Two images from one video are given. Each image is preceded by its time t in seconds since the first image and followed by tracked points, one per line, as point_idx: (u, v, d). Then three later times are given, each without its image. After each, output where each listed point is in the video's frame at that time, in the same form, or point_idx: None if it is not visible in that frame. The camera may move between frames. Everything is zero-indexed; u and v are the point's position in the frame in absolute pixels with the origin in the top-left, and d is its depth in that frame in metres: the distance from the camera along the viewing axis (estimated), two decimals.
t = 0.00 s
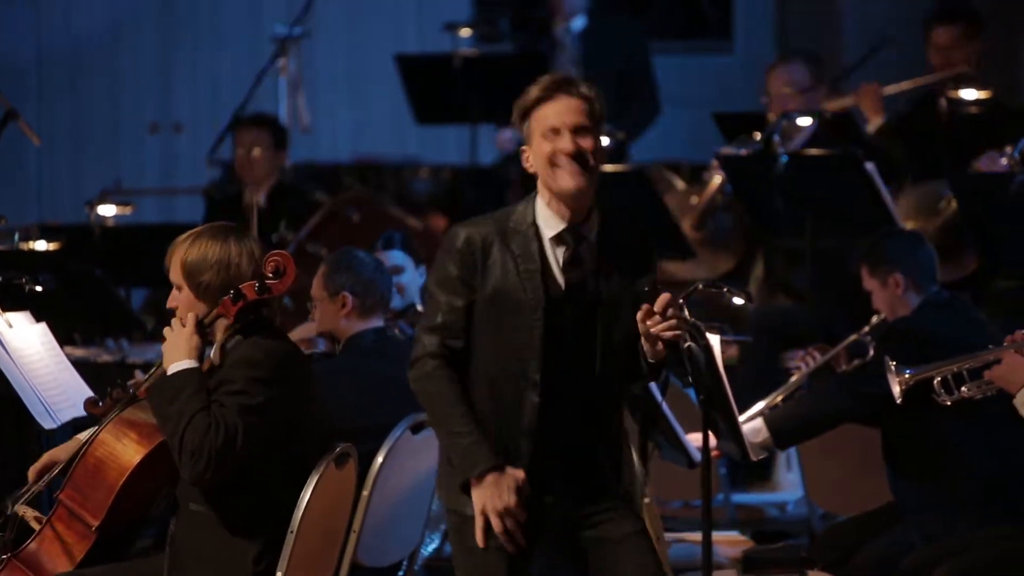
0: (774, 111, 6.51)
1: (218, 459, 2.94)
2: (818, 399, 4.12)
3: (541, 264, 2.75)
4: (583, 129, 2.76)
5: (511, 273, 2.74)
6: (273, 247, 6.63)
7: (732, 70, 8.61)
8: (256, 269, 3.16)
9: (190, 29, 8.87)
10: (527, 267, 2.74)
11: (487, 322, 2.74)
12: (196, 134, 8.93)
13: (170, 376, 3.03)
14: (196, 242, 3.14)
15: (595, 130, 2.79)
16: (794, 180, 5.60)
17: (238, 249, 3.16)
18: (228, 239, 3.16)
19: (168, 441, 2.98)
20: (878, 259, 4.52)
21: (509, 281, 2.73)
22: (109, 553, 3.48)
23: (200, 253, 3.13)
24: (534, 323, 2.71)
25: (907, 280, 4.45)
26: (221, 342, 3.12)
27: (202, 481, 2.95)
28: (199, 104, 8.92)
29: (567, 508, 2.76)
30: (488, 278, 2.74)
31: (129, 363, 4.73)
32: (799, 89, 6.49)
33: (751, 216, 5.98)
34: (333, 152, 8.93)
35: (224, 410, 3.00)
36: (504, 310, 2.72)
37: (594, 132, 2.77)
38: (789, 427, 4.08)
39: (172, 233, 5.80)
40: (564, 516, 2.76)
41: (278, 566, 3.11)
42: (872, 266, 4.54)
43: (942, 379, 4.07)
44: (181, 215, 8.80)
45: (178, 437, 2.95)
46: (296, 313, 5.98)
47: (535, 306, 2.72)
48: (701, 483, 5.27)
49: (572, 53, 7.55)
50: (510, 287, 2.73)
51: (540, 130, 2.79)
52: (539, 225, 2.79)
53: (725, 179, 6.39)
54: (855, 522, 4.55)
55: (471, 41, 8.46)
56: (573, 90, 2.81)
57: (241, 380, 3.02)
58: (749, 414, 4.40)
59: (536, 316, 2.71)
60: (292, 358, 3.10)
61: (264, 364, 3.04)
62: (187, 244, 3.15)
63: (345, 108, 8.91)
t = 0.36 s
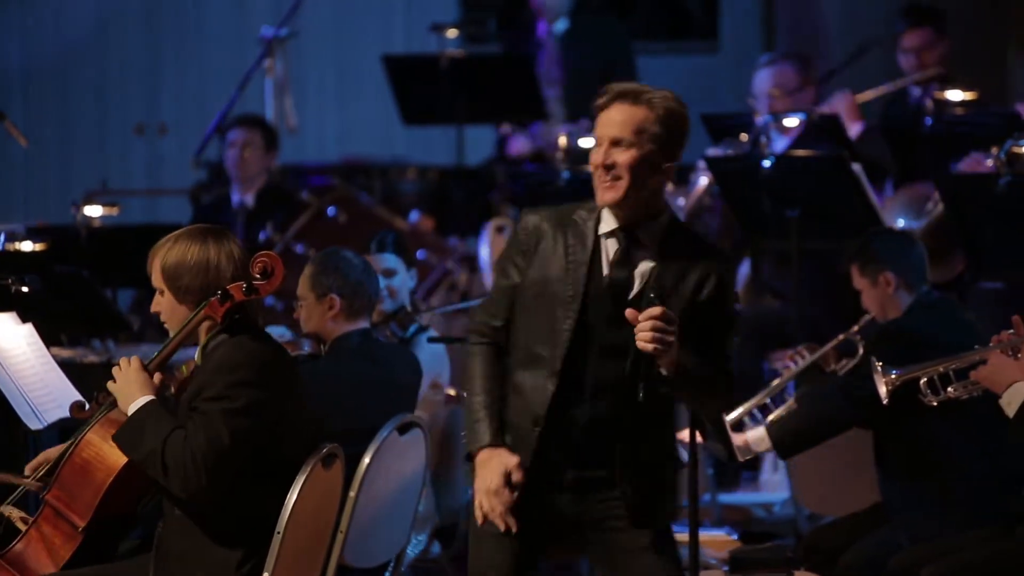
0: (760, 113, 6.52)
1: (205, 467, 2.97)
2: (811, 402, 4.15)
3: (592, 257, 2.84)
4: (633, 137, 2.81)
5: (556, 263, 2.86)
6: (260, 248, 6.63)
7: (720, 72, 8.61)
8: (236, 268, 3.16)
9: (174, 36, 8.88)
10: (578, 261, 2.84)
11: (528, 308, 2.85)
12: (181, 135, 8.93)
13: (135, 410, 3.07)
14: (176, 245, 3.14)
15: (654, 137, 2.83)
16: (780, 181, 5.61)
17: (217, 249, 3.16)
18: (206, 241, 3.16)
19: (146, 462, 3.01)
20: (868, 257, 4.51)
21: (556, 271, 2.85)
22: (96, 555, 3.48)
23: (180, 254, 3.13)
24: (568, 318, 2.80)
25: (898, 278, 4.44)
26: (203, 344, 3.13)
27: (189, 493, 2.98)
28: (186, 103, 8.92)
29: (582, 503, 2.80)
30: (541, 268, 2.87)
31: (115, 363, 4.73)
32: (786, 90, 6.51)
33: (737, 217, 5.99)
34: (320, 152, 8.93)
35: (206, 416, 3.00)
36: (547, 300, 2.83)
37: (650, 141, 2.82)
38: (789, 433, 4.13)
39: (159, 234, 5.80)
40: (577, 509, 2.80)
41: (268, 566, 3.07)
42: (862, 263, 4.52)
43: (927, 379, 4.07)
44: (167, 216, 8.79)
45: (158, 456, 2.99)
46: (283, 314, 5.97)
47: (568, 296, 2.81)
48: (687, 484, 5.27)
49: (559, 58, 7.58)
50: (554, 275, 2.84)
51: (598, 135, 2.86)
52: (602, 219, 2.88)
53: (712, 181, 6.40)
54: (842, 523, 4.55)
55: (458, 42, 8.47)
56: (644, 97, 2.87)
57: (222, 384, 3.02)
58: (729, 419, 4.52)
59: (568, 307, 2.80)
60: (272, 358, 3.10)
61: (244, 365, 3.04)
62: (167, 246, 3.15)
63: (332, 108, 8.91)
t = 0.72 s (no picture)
0: (746, 112, 6.52)
1: (192, 469, 2.96)
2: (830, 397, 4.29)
3: (581, 224, 2.78)
4: (632, 112, 2.70)
5: (552, 236, 2.79)
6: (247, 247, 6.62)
7: (705, 70, 8.60)
8: (216, 273, 3.14)
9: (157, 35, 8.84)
10: (565, 228, 2.78)
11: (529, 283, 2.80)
12: (168, 135, 8.89)
13: (121, 412, 3.05)
14: (158, 247, 3.13)
15: (655, 111, 2.72)
16: (766, 181, 5.61)
17: (196, 252, 3.14)
18: (185, 243, 3.14)
19: (131, 463, 2.99)
20: (873, 253, 4.50)
21: (550, 240, 2.78)
22: (82, 554, 3.46)
23: (159, 257, 3.12)
24: (553, 285, 2.73)
25: (907, 274, 4.46)
26: (190, 343, 3.12)
27: (175, 494, 2.97)
28: (170, 104, 8.88)
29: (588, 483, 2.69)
30: (540, 242, 2.80)
31: (100, 362, 4.72)
32: (770, 89, 6.51)
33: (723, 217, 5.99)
34: (306, 151, 8.92)
35: (190, 417, 2.99)
36: (541, 274, 2.77)
37: (651, 115, 2.71)
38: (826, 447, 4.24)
39: (144, 234, 5.78)
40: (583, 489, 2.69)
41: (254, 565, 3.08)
42: (868, 259, 4.51)
43: (913, 378, 4.09)
44: (154, 215, 8.77)
45: (146, 457, 2.97)
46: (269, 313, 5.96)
47: (555, 266, 2.75)
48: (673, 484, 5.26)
49: (543, 56, 7.58)
50: (547, 246, 2.78)
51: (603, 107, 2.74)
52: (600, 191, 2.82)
53: (698, 180, 6.40)
54: (827, 524, 4.53)
55: (444, 41, 8.46)
56: (649, 70, 2.76)
57: (207, 385, 3.01)
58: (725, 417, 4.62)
59: (554, 275, 2.74)
60: (255, 356, 3.09)
61: (228, 365, 3.03)
62: (149, 248, 3.15)
63: (318, 107, 8.90)
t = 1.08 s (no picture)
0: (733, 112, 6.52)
1: (180, 471, 2.96)
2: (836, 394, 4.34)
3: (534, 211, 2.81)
4: (563, 103, 2.69)
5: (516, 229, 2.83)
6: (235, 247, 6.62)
7: (694, 70, 8.59)
8: (206, 269, 3.15)
9: (146, 33, 8.84)
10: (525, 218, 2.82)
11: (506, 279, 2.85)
12: (157, 135, 8.89)
13: (106, 416, 3.05)
14: (149, 244, 3.13)
15: (584, 101, 2.71)
16: (754, 180, 5.62)
17: (186, 250, 3.14)
18: (175, 242, 3.14)
19: (119, 468, 2.99)
20: (900, 247, 4.50)
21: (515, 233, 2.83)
22: (71, 555, 3.46)
23: (150, 254, 3.12)
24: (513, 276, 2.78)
25: (934, 271, 4.47)
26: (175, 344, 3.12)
27: (163, 497, 2.98)
28: (159, 103, 8.88)
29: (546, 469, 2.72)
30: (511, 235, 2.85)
31: (88, 362, 4.71)
32: (758, 89, 6.52)
33: (712, 217, 6.00)
34: (293, 151, 8.91)
35: (177, 420, 2.99)
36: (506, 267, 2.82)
37: (582, 106, 2.70)
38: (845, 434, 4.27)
39: (133, 233, 5.78)
40: (544, 476, 2.72)
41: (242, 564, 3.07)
42: (894, 252, 4.51)
43: (901, 379, 4.10)
44: (143, 215, 8.76)
45: (133, 460, 2.97)
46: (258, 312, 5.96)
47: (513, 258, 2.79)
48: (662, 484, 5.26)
49: (528, 56, 7.55)
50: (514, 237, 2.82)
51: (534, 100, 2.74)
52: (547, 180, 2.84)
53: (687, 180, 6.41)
54: (816, 523, 4.53)
55: (431, 41, 8.45)
56: (576, 62, 2.75)
57: (193, 388, 3.01)
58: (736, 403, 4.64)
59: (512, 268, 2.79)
60: (240, 357, 3.09)
61: (214, 368, 3.03)
62: (138, 246, 3.15)
63: (306, 106, 8.89)
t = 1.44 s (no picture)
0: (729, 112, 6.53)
1: (173, 454, 2.97)
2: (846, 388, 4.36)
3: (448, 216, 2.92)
4: (473, 109, 2.78)
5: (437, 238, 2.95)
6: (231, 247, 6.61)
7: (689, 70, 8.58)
8: (214, 269, 3.15)
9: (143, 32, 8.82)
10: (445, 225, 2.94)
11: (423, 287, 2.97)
12: (151, 133, 8.88)
13: (98, 399, 3.05)
14: (155, 241, 3.13)
15: (493, 109, 2.80)
16: (750, 180, 5.62)
17: (194, 248, 3.15)
18: (183, 239, 3.15)
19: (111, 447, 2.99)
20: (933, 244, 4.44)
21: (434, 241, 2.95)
22: (67, 551, 3.47)
23: (158, 251, 3.12)
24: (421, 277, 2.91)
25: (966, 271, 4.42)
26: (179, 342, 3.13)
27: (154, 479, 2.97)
28: (154, 102, 8.87)
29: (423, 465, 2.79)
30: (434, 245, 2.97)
31: (84, 362, 4.70)
32: (754, 90, 6.52)
33: (708, 217, 5.99)
34: (288, 151, 8.91)
35: (176, 407, 3.00)
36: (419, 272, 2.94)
37: (490, 115, 2.79)
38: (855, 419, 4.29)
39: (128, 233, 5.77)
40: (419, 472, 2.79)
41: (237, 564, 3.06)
42: (926, 250, 4.44)
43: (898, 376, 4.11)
44: (137, 214, 8.75)
45: (125, 438, 2.97)
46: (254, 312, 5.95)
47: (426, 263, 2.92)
48: (658, 483, 5.26)
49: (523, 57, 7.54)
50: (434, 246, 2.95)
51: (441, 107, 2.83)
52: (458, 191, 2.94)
53: (683, 180, 6.41)
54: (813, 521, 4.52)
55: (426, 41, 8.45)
56: (484, 71, 2.84)
57: (197, 379, 3.02)
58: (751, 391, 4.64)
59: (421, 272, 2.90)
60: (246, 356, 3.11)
61: (220, 364, 3.04)
62: (144, 243, 3.15)
63: (302, 106, 8.90)
